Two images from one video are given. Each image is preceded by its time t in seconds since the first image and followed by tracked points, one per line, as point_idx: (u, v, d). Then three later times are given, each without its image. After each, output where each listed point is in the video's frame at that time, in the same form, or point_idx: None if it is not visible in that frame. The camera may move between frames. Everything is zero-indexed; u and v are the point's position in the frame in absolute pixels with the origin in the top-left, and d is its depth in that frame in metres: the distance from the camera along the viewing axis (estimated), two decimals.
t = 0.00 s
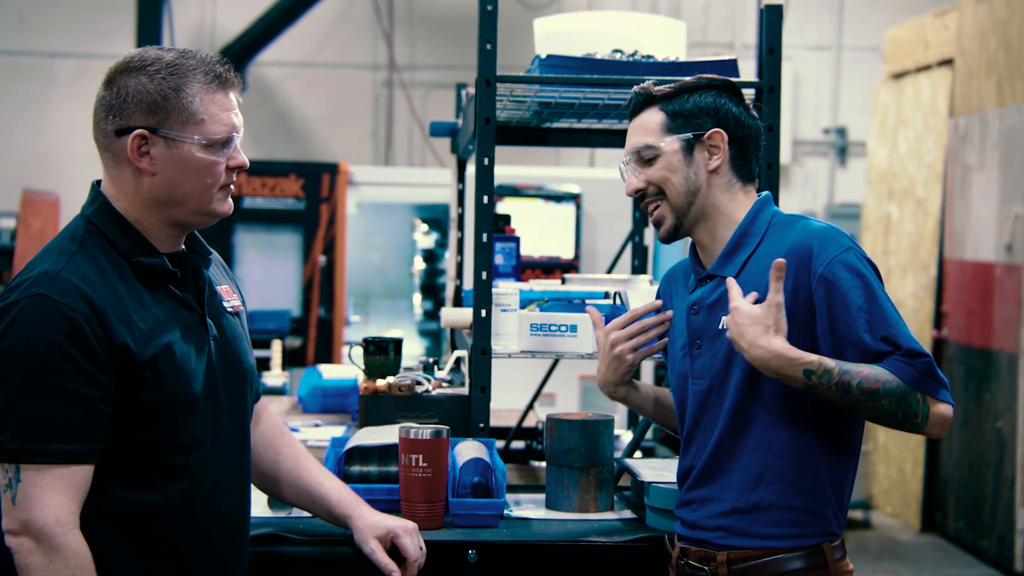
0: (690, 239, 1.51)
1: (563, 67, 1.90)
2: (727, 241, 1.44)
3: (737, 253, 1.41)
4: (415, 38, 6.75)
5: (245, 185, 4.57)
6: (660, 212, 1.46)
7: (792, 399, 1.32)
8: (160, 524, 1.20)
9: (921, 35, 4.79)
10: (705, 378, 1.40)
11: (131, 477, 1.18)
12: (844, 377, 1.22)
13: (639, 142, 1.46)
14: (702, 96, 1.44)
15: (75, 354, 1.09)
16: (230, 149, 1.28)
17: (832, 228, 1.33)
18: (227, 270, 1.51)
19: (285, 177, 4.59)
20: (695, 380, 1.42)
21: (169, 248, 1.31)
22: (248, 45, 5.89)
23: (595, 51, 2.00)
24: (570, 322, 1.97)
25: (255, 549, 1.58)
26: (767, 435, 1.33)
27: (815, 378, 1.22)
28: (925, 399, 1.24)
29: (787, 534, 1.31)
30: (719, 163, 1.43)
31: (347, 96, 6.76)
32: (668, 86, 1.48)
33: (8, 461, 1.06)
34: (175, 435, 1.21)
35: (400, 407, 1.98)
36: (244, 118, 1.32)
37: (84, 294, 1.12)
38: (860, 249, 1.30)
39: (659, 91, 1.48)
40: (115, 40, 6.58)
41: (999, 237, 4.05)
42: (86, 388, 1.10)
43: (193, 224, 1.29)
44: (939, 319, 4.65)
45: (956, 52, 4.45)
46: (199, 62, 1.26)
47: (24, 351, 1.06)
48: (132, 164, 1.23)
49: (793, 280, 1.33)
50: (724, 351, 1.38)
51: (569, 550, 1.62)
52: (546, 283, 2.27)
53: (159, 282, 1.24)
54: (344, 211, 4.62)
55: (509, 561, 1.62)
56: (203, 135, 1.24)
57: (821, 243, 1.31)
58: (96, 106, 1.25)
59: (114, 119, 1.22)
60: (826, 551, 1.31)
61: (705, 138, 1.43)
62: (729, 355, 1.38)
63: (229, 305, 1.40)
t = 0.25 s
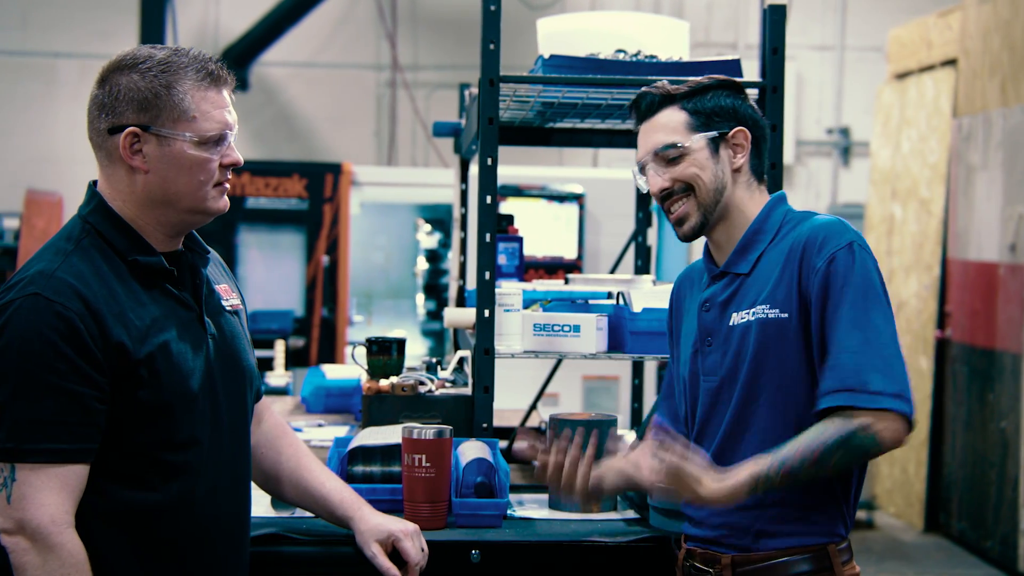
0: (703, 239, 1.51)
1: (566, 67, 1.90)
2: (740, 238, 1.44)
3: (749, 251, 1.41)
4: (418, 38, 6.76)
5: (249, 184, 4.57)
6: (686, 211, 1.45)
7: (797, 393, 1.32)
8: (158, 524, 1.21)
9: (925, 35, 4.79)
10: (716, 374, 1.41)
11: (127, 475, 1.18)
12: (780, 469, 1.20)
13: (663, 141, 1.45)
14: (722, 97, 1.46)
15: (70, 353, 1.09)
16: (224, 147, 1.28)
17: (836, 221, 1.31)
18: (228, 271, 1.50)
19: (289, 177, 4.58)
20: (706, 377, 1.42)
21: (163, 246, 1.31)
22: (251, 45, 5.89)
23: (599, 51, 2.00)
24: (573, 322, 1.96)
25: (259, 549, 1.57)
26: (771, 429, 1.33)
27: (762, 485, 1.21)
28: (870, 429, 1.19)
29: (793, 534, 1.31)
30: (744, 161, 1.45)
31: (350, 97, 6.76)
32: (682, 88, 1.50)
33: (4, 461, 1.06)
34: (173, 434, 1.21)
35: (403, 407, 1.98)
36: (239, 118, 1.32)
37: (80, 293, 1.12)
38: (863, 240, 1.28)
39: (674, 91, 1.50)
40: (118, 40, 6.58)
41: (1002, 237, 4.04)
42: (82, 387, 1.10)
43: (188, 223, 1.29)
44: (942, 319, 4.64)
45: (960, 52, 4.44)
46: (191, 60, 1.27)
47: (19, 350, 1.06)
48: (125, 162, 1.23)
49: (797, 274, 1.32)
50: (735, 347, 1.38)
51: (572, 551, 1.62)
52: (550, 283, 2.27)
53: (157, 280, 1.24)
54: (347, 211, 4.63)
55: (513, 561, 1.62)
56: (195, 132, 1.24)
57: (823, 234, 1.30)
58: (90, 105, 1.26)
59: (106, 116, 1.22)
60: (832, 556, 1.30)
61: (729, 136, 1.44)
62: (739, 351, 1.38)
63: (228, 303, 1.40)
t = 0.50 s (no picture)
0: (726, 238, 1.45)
1: (570, 67, 1.90)
2: (757, 236, 1.38)
3: (770, 247, 1.35)
4: (422, 38, 6.77)
5: (252, 184, 4.57)
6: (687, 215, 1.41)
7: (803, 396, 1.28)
8: (162, 524, 1.21)
9: (929, 35, 4.78)
10: (726, 373, 1.37)
11: (129, 475, 1.18)
12: (768, 533, 1.20)
13: (672, 143, 1.41)
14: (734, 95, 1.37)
15: (72, 353, 1.09)
16: (221, 148, 1.27)
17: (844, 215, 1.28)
18: (229, 271, 1.50)
19: (292, 177, 4.59)
20: (716, 376, 1.39)
21: (161, 246, 1.30)
22: (255, 45, 5.90)
23: (602, 51, 1.99)
24: (576, 322, 1.96)
25: (263, 549, 1.57)
26: (776, 433, 1.30)
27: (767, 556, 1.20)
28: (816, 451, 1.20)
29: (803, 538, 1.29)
30: (748, 165, 1.36)
31: (354, 97, 6.77)
32: (707, 84, 1.41)
33: (8, 461, 1.06)
34: (175, 434, 1.21)
35: (406, 407, 1.99)
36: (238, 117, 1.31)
37: (82, 293, 1.12)
38: (864, 238, 1.24)
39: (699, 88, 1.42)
40: (122, 40, 6.59)
41: (1006, 237, 4.04)
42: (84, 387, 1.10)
43: (187, 223, 1.29)
44: (946, 319, 4.64)
45: (963, 52, 4.44)
46: (191, 60, 1.27)
47: (22, 351, 1.06)
48: (124, 161, 1.23)
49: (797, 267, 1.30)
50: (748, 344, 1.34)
51: (575, 550, 1.61)
52: (553, 283, 2.27)
53: (155, 278, 1.24)
54: (351, 211, 4.64)
55: (516, 561, 1.62)
56: (193, 132, 1.24)
57: (824, 233, 1.26)
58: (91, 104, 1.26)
59: (104, 114, 1.23)
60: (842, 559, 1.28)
61: (734, 139, 1.36)
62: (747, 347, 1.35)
63: (228, 303, 1.40)
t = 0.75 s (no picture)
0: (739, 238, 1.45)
1: (572, 67, 1.90)
2: (770, 235, 1.37)
3: (782, 246, 1.34)
4: (424, 39, 6.77)
5: (255, 184, 4.57)
6: (705, 212, 1.40)
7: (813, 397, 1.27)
8: (167, 523, 1.21)
9: (932, 35, 4.78)
10: (738, 374, 1.37)
11: (135, 475, 1.18)
12: (794, 541, 1.20)
13: (691, 138, 1.40)
14: (758, 93, 1.37)
15: (77, 353, 1.09)
16: (225, 144, 1.28)
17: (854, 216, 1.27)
18: (230, 271, 1.50)
19: (295, 177, 4.59)
20: (728, 376, 1.39)
21: (164, 246, 1.30)
22: (258, 45, 5.90)
23: (605, 51, 2.00)
24: (579, 322, 1.96)
25: (268, 549, 1.57)
26: (785, 432, 1.30)
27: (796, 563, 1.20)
28: (837, 454, 1.20)
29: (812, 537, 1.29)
30: (770, 162, 1.36)
31: (357, 97, 6.77)
32: (725, 83, 1.42)
33: (14, 463, 1.07)
34: (180, 433, 1.21)
35: (409, 407, 1.99)
36: (240, 115, 1.32)
37: (86, 295, 1.12)
38: (873, 238, 1.23)
39: (715, 88, 1.43)
40: (125, 41, 6.60)
41: (1009, 237, 4.04)
42: (89, 386, 1.10)
43: (191, 221, 1.29)
44: (949, 319, 4.64)
45: (966, 51, 4.43)
46: (192, 59, 1.27)
47: (26, 353, 1.06)
48: (126, 159, 1.23)
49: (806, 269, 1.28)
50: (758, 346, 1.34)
51: (579, 550, 1.61)
52: (556, 283, 2.27)
53: (159, 279, 1.24)
54: (353, 211, 4.62)
55: (519, 561, 1.62)
56: (195, 130, 1.24)
57: (833, 233, 1.25)
58: (91, 104, 1.26)
59: (107, 113, 1.23)
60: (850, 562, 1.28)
61: (759, 135, 1.36)
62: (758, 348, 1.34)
63: (230, 302, 1.40)
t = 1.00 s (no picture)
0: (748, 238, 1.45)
1: (575, 67, 1.90)
2: (781, 237, 1.36)
3: (790, 249, 1.34)
4: (427, 38, 6.77)
5: (258, 184, 4.58)
6: (712, 211, 1.42)
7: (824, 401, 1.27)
8: (172, 523, 1.21)
9: (934, 35, 4.78)
10: (749, 375, 1.37)
11: (139, 474, 1.18)
12: (803, 546, 1.20)
13: (699, 138, 1.41)
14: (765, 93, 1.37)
15: (81, 353, 1.09)
16: (226, 143, 1.28)
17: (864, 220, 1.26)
18: (234, 271, 1.50)
19: (298, 177, 4.60)
20: (738, 377, 1.39)
21: (168, 247, 1.31)
22: (261, 45, 5.91)
23: (607, 51, 2.00)
24: (582, 322, 1.96)
25: (272, 549, 1.58)
26: (796, 435, 1.30)
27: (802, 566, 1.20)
28: (852, 461, 1.19)
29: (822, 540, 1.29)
30: (777, 163, 1.35)
31: (359, 97, 6.77)
32: (736, 81, 1.42)
33: (19, 462, 1.07)
34: (184, 432, 1.21)
35: (411, 407, 1.98)
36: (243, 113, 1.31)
37: (89, 294, 1.12)
38: (886, 243, 1.22)
39: (727, 86, 1.43)
40: (128, 41, 6.61)
41: (1013, 238, 4.04)
42: (93, 387, 1.10)
43: (194, 220, 1.29)
44: (951, 320, 4.63)
45: (969, 51, 4.43)
46: (193, 57, 1.27)
47: (30, 352, 1.07)
48: (129, 158, 1.23)
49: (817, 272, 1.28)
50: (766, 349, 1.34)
51: (581, 550, 1.62)
52: (559, 283, 2.27)
53: (163, 280, 1.24)
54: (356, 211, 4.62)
55: (522, 561, 1.62)
56: (199, 127, 1.24)
57: (845, 237, 1.24)
58: (95, 103, 1.26)
59: (109, 113, 1.23)
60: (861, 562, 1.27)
61: (764, 136, 1.35)
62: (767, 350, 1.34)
63: (235, 302, 1.40)
